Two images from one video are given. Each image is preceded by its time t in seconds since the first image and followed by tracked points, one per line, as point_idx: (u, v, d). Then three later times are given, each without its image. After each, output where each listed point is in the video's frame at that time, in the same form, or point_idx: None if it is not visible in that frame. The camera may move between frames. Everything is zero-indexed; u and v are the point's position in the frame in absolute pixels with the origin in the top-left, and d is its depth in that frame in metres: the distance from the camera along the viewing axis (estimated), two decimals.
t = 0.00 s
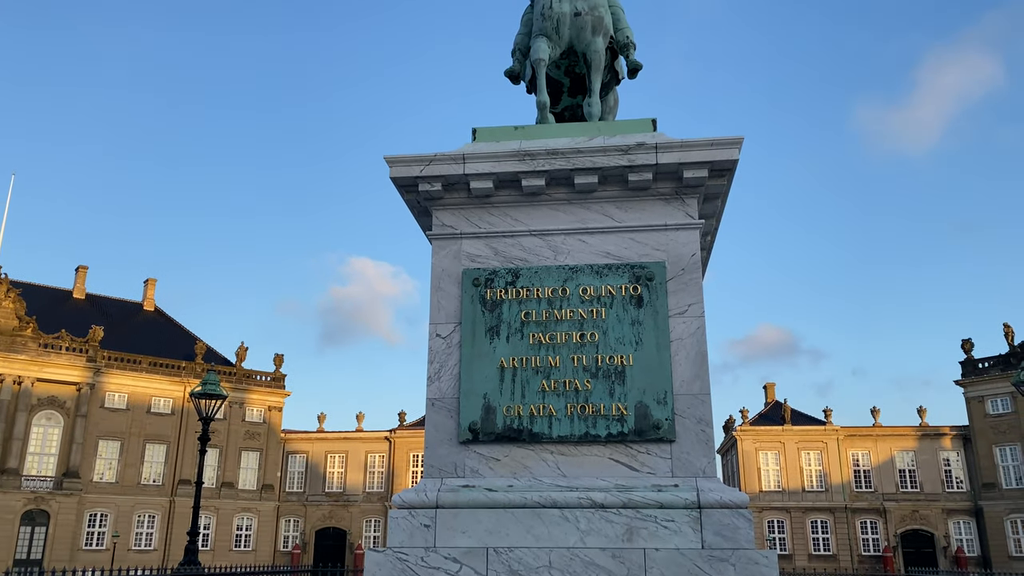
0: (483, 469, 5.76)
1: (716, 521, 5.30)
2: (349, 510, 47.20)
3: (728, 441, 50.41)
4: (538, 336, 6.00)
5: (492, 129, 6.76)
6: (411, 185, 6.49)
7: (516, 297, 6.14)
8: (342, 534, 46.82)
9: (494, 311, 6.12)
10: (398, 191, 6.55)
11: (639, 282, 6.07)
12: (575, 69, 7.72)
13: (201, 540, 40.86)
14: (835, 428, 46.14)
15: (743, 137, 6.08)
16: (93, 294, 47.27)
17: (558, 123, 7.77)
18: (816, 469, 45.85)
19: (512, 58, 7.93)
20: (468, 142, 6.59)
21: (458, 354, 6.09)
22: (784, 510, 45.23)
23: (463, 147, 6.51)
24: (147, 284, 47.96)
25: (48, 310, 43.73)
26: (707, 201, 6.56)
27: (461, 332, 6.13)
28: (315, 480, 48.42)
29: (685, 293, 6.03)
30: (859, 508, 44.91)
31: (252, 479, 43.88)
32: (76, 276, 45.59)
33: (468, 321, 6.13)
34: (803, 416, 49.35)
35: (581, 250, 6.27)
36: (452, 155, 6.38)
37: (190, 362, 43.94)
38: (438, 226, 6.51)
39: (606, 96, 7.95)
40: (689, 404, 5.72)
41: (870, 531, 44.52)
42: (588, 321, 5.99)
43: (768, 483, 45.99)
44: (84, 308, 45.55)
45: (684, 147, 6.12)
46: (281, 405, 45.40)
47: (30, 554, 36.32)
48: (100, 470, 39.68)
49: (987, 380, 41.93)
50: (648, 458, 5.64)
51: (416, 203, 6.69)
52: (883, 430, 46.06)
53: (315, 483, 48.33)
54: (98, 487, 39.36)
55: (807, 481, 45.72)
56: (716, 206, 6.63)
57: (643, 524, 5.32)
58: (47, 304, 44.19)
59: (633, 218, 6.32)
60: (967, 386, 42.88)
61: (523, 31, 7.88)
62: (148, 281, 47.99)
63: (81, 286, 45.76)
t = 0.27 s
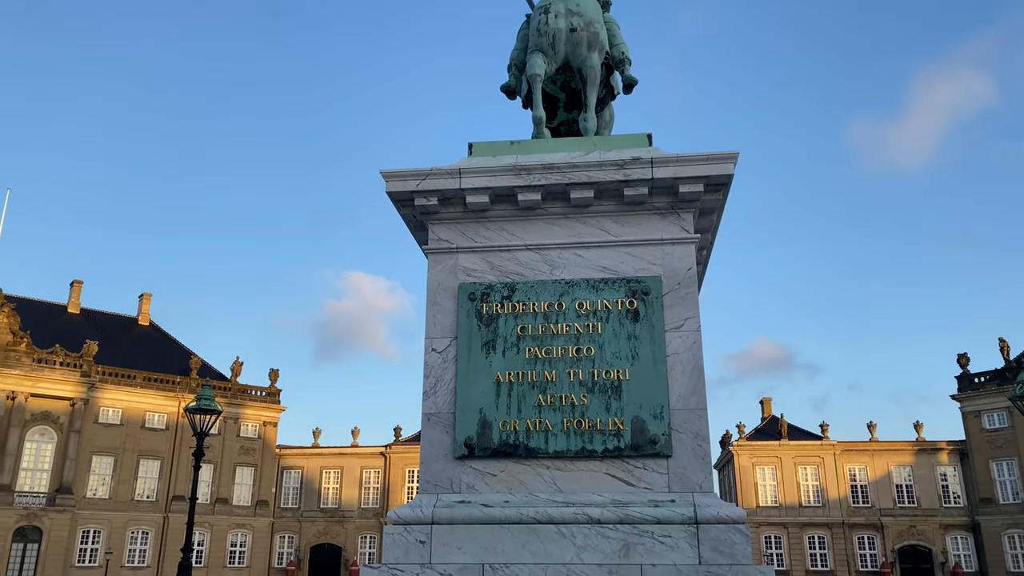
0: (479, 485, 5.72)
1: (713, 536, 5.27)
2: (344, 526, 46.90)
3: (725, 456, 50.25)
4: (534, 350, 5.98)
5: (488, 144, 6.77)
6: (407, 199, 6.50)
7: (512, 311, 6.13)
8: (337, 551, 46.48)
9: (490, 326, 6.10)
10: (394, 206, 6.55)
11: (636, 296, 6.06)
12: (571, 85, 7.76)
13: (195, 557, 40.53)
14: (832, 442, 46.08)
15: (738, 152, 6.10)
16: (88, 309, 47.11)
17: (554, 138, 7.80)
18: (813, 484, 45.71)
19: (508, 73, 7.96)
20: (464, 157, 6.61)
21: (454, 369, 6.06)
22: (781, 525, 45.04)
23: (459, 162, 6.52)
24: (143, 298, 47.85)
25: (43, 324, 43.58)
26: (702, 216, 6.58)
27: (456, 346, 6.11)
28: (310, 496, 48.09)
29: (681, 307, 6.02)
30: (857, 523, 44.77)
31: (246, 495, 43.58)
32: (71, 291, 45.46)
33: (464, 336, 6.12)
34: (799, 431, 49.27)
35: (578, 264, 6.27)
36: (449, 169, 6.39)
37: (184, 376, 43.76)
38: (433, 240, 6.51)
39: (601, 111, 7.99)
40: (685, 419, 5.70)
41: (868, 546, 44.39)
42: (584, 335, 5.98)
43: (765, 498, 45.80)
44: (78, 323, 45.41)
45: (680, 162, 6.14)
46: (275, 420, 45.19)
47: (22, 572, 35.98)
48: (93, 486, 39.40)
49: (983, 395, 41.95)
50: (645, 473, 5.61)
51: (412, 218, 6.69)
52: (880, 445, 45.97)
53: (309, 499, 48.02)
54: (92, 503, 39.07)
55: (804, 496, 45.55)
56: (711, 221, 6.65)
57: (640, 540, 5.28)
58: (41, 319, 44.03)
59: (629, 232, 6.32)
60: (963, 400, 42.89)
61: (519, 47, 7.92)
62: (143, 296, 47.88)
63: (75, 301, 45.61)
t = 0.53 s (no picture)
0: (476, 501, 5.69)
1: (711, 552, 5.24)
2: (340, 542, 46.63)
3: (722, 472, 50.05)
4: (531, 366, 5.97)
5: (485, 160, 6.79)
6: (405, 214, 6.51)
7: (510, 326, 6.13)
8: (333, 568, 46.17)
9: (487, 341, 6.09)
10: (391, 221, 6.56)
11: (633, 312, 6.06)
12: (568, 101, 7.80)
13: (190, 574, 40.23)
14: (829, 459, 45.95)
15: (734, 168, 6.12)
16: (84, 324, 47.00)
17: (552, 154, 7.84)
18: (811, 500, 45.53)
19: (505, 90, 8.00)
20: (461, 172, 6.62)
21: (451, 384, 6.05)
22: (780, 542, 44.80)
23: (457, 178, 6.54)
24: (139, 313, 47.72)
25: (39, 340, 43.41)
26: (700, 231, 6.59)
27: (453, 361, 6.10)
28: (306, 512, 47.79)
29: (679, 322, 6.02)
30: (856, 540, 44.57)
31: (241, 512, 43.27)
32: (67, 306, 45.32)
33: (461, 351, 6.10)
34: (797, 447, 49.13)
35: (575, 279, 6.27)
36: (446, 184, 6.40)
37: (180, 392, 43.59)
38: (431, 255, 6.51)
39: (598, 127, 8.04)
40: (682, 435, 5.69)
41: (866, 563, 44.20)
42: (582, 350, 5.98)
43: (763, 515, 45.57)
44: (75, 338, 45.25)
45: (677, 178, 6.16)
46: (272, 436, 44.98)
47: None
48: (87, 503, 39.13)
49: (981, 411, 41.91)
50: (642, 489, 5.58)
51: (410, 233, 6.70)
52: (878, 461, 45.84)
53: (305, 516, 47.71)
54: (86, 520, 38.78)
55: (802, 513, 45.34)
56: (708, 236, 6.66)
57: (638, 556, 5.25)
58: (37, 334, 43.87)
59: (626, 247, 6.33)
60: (961, 416, 42.84)
61: (517, 63, 7.97)
62: (140, 311, 47.75)
63: (71, 316, 45.51)
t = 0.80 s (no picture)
0: (474, 519, 5.66)
1: (711, 570, 5.20)
2: (337, 560, 46.34)
3: (722, 489, 49.79)
4: (529, 382, 5.95)
5: (484, 176, 6.81)
6: (403, 230, 6.51)
7: (508, 342, 6.11)
8: None
9: (485, 357, 6.08)
10: (389, 237, 6.56)
11: (631, 327, 6.06)
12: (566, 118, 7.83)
13: None
14: (829, 475, 45.77)
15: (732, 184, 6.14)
16: (81, 340, 46.88)
17: (550, 170, 7.87)
18: (810, 517, 45.31)
19: (504, 106, 8.05)
20: (460, 188, 6.64)
21: (449, 401, 6.02)
22: (780, 559, 44.51)
23: (455, 194, 6.55)
24: (137, 329, 47.62)
25: (36, 356, 43.29)
26: (697, 247, 6.60)
27: (451, 377, 6.08)
28: (303, 530, 47.47)
29: (677, 338, 6.02)
30: (856, 557, 44.34)
31: (238, 529, 42.96)
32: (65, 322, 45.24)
33: (459, 367, 6.09)
34: (796, 464, 48.95)
35: (573, 295, 6.27)
36: (444, 200, 6.42)
37: (178, 409, 43.43)
38: (429, 271, 6.51)
39: (596, 144, 8.09)
40: (681, 452, 5.66)
41: None
42: (580, 366, 5.96)
43: (763, 532, 45.29)
44: (72, 354, 45.13)
45: (675, 194, 6.18)
46: (269, 453, 44.78)
47: None
48: (83, 520, 38.86)
49: (980, 427, 41.81)
50: (641, 506, 5.55)
51: (409, 248, 6.70)
52: (878, 478, 45.65)
53: (302, 533, 47.39)
54: (81, 537, 38.50)
55: (802, 530, 45.09)
56: (706, 252, 6.67)
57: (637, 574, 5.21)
58: (35, 350, 43.76)
59: (624, 263, 6.34)
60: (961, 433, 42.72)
61: (515, 80, 8.02)
62: (138, 327, 47.66)
63: (69, 332, 45.40)
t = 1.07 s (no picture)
0: (472, 537, 5.62)
1: None
2: None
3: (721, 507, 49.51)
4: (528, 399, 5.93)
5: (483, 193, 6.82)
6: (402, 247, 6.52)
7: (507, 359, 6.10)
8: None
9: (484, 373, 6.07)
10: (388, 253, 6.57)
11: (631, 344, 6.05)
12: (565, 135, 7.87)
13: None
14: (829, 493, 45.56)
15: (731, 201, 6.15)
16: (79, 357, 46.77)
17: (549, 187, 7.90)
18: (810, 535, 45.08)
19: (503, 124, 8.08)
20: (459, 205, 6.66)
21: (448, 418, 6.00)
22: None
23: (454, 210, 6.56)
24: (135, 346, 47.53)
25: (34, 372, 43.15)
26: (696, 264, 6.61)
27: (450, 394, 6.06)
28: (301, 548, 47.13)
29: (677, 355, 6.01)
30: None
31: (235, 547, 42.65)
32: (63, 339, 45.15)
33: (458, 384, 6.07)
34: (796, 482, 48.74)
35: (572, 311, 6.27)
36: (444, 217, 6.43)
37: (175, 426, 43.27)
38: (428, 287, 6.51)
39: (595, 160, 8.12)
40: (681, 469, 5.63)
41: None
42: (579, 383, 5.95)
43: (763, 551, 44.97)
44: (69, 371, 45.00)
45: (673, 211, 6.20)
46: (267, 470, 44.60)
47: None
48: (79, 538, 38.54)
49: (980, 445, 41.72)
50: (640, 525, 5.52)
51: (408, 265, 6.71)
52: (878, 496, 45.46)
53: (300, 552, 47.06)
54: (77, 555, 38.19)
55: (802, 548, 44.82)
56: (705, 269, 6.67)
57: None
58: (33, 367, 43.64)
59: (623, 280, 6.34)
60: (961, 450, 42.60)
61: (514, 98, 8.06)
62: (136, 344, 47.57)
63: (67, 348, 45.30)
